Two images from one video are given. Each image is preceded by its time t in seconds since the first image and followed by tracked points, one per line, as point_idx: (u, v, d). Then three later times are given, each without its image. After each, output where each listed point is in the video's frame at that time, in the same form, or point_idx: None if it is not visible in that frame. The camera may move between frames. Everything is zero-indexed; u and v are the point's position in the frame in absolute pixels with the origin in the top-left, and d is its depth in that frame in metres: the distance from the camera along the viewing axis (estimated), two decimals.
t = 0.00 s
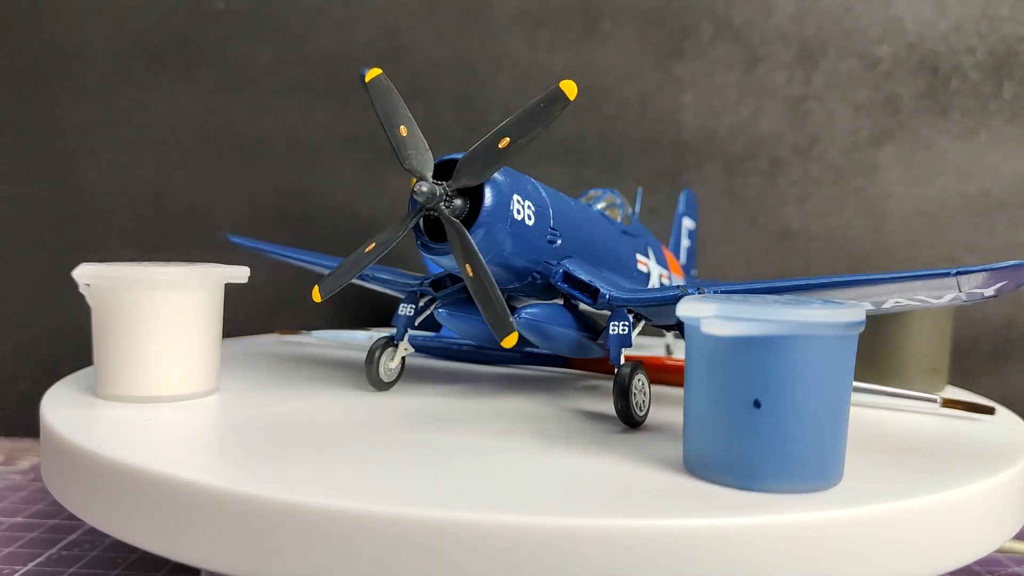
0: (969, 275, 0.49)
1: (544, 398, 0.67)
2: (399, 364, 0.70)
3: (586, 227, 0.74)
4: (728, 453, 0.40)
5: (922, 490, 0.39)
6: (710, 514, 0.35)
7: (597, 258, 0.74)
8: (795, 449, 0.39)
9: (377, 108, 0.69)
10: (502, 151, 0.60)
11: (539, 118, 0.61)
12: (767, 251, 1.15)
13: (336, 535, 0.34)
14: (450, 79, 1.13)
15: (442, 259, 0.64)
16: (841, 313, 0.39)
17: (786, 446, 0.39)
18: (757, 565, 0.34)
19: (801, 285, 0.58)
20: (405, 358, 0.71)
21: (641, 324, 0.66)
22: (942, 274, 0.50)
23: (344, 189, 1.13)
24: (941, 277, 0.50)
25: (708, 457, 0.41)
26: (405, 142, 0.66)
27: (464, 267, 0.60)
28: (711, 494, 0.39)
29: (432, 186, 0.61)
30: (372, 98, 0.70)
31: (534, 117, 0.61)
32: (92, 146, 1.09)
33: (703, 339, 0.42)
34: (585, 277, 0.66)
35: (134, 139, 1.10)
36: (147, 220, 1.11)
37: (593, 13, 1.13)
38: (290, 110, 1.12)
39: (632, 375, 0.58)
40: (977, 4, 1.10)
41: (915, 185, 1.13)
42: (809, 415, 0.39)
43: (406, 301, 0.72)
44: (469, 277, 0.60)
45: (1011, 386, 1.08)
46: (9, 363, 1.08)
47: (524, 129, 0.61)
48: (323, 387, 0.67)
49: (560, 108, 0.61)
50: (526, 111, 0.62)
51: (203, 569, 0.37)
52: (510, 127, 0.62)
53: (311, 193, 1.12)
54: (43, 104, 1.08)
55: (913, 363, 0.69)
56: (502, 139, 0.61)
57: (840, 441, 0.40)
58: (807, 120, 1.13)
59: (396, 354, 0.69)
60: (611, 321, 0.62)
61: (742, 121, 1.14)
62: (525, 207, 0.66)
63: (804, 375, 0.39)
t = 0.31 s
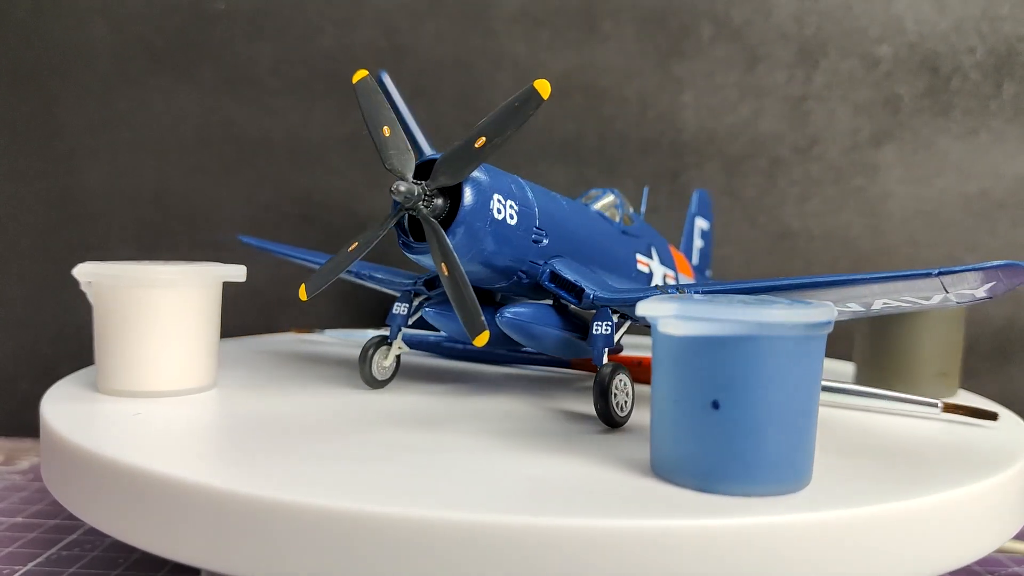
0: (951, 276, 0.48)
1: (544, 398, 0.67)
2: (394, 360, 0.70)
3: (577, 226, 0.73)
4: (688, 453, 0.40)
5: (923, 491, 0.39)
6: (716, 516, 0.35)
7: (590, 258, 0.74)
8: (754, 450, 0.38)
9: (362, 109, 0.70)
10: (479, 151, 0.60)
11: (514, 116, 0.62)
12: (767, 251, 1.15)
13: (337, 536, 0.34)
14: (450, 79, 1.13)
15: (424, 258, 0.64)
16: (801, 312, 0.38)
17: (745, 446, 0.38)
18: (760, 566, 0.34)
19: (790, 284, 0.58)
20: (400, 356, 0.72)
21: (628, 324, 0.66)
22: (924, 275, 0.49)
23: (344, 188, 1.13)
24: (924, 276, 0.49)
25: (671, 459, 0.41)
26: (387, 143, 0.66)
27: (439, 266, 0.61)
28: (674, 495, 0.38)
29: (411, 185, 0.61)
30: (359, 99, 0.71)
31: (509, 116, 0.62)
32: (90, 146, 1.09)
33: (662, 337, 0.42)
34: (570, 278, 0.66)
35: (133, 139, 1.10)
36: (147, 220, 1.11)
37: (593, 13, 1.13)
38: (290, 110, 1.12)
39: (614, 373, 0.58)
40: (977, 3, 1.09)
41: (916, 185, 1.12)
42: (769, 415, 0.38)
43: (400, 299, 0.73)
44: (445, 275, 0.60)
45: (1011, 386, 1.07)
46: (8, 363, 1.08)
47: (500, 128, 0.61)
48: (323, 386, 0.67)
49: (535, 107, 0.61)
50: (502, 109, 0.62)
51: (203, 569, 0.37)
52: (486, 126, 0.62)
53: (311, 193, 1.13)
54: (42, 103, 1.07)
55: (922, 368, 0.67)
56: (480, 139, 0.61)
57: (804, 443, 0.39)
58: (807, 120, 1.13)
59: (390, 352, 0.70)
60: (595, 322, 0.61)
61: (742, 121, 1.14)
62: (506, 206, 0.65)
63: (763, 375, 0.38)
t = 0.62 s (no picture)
0: (929, 275, 0.48)
1: (543, 397, 0.67)
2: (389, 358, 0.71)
3: (568, 225, 0.73)
4: (648, 455, 0.39)
5: (923, 492, 0.39)
6: (719, 517, 0.34)
7: (583, 257, 0.74)
8: (713, 451, 0.38)
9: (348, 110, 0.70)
10: (455, 150, 0.60)
11: (489, 115, 0.61)
12: (767, 251, 1.15)
13: (336, 534, 0.34)
14: (450, 79, 1.13)
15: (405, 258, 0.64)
16: (759, 313, 0.38)
17: (703, 448, 0.38)
18: (761, 567, 0.34)
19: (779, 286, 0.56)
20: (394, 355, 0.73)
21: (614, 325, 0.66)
22: (902, 274, 0.49)
23: (344, 188, 1.13)
24: (900, 276, 0.49)
25: (631, 461, 0.41)
26: (370, 142, 0.66)
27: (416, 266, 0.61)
28: (635, 498, 0.38)
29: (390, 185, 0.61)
30: (346, 101, 0.71)
31: (484, 117, 0.61)
32: (89, 146, 1.09)
33: (623, 337, 0.42)
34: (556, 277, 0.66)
35: (132, 139, 1.10)
36: (147, 220, 1.10)
37: (594, 13, 1.13)
38: (290, 110, 1.12)
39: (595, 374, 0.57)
40: (978, 3, 1.09)
41: (916, 185, 1.12)
42: (729, 418, 0.38)
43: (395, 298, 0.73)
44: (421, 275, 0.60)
45: (1012, 386, 1.07)
46: (8, 363, 1.08)
47: (475, 126, 0.61)
48: (325, 385, 0.67)
49: (509, 103, 0.61)
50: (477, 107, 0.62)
51: (203, 569, 0.36)
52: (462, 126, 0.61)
53: (311, 194, 1.13)
54: (39, 102, 1.07)
55: (933, 369, 0.66)
56: (455, 138, 0.61)
57: (768, 446, 0.39)
58: (808, 120, 1.13)
59: (384, 351, 0.70)
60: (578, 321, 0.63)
61: (742, 121, 1.14)
62: (488, 206, 0.65)
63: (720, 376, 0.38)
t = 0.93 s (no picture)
0: (900, 275, 0.46)
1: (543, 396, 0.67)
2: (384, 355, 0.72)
3: (559, 224, 0.73)
4: (597, 454, 0.39)
5: (925, 491, 0.39)
6: (722, 517, 0.34)
7: (575, 257, 0.74)
8: (667, 453, 0.37)
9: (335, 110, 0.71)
10: (429, 149, 0.61)
11: (462, 114, 0.61)
12: (767, 251, 1.15)
13: (336, 535, 0.34)
14: (450, 78, 1.13)
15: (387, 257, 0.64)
16: (712, 311, 0.36)
17: (657, 450, 0.37)
18: (763, 567, 0.34)
19: (765, 285, 0.55)
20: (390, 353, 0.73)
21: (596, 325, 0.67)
22: (872, 275, 0.47)
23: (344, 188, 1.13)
24: (869, 276, 0.47)
25: (582, 459, 0.40)
26: (354, 143, 0.67)
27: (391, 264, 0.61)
28: (591, 501, 0.36)
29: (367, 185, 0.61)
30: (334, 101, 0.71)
31: (458, 118, 0.61)
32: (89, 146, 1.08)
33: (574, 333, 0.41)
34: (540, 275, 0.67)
35: (132, 139, 1.10)
36: (146, 220, 1.10)
37: (594, 12, 1.13)
38: (290, 110, 1.12)
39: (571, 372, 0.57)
40: (979, 2, 1.09)
41: (915, 184, 1.12)
42: (683, 418, 0.37)
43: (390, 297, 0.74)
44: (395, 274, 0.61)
45: (1012, 386, 1.07)
46: (7, 364, 1.07)
47: (449, 125, 0.61)
48: (326, 383, 0.67)
49: (480, 102, 0.61)
50: (452, 107, 0.62)
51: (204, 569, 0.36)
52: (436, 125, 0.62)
53: (311, 193, 1.13)
54: (39, 101, 1.06)
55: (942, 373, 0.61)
56: (429, 137, 0.61)
57: (723, 446, 0.38)
58: (808, 119, 1.13)
59: (379, 349, 0.71)
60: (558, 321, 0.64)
61: (742, 120, 1.14)
62: (468, 204, 0.65)
63: (673, 376, 0.36)
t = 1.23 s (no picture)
0: (871, 275, 0.43)
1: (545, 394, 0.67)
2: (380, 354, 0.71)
3: (551, 223, 0.72)
4: (555, 455, 0.37)
5: (933, 491, 0.39)
6: (719, 518, 0.33)
7: (569, 256, 0.73)
8: (620, 454, 0.35)
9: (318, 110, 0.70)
10: (408, 146, 0.61)
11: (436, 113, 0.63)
12: (769, 250, 1.14)
13: (336, 538, 0.32)
14: (450, 76, 1.12)
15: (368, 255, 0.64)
16: (667, 308, 0.35)
17: (609, 451, 0.35)
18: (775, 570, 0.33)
19: (731, 286, 0.52)
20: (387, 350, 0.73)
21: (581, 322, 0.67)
22: (844, 274, 0.44)
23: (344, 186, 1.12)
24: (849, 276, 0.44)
25: (540, 462, 0.38)
26: (337, 142, 0.67)
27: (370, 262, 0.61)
28: (542, 502, 0.35)
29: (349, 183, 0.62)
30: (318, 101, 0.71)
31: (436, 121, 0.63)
32: (86, 143, 1.07)
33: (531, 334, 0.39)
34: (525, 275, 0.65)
35: (130, 136, 1.09)
36: (145, 219, 1.10)
37: (595, 9, 1.12)
38: (290, 108, 1.11)
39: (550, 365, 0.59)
40: None
41: (918, 183, 1.12)
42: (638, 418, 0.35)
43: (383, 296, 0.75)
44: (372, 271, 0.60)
45: (1015, 386, 1.07)
46: (4, 363, 1.07)
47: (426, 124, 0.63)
48: (325, 382, 0.66)
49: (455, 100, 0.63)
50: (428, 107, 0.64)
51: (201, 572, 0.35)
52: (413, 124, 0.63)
53: (311, 192, 1.12)
54: (36, 99, 1.05)
55: (951, 378, 0.56)
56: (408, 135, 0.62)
57: (683, 449, 0.36)
58: (810, 117, 1.13)
59: (375, 347, 0.71)
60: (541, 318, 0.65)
61: (744, 118, 1.13)
62: (448, 202, 0.65)
63: (626, 375, 0.35)
